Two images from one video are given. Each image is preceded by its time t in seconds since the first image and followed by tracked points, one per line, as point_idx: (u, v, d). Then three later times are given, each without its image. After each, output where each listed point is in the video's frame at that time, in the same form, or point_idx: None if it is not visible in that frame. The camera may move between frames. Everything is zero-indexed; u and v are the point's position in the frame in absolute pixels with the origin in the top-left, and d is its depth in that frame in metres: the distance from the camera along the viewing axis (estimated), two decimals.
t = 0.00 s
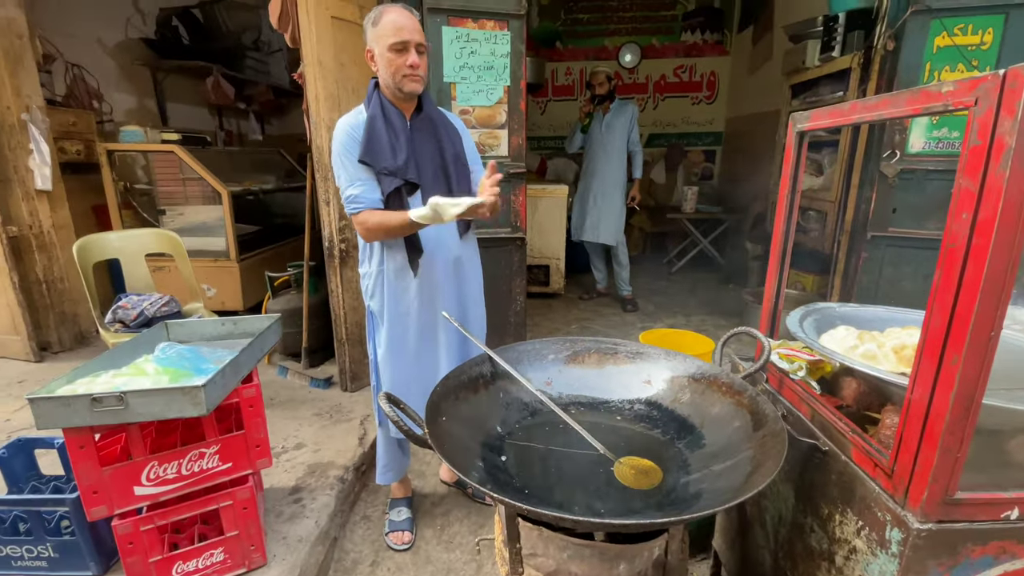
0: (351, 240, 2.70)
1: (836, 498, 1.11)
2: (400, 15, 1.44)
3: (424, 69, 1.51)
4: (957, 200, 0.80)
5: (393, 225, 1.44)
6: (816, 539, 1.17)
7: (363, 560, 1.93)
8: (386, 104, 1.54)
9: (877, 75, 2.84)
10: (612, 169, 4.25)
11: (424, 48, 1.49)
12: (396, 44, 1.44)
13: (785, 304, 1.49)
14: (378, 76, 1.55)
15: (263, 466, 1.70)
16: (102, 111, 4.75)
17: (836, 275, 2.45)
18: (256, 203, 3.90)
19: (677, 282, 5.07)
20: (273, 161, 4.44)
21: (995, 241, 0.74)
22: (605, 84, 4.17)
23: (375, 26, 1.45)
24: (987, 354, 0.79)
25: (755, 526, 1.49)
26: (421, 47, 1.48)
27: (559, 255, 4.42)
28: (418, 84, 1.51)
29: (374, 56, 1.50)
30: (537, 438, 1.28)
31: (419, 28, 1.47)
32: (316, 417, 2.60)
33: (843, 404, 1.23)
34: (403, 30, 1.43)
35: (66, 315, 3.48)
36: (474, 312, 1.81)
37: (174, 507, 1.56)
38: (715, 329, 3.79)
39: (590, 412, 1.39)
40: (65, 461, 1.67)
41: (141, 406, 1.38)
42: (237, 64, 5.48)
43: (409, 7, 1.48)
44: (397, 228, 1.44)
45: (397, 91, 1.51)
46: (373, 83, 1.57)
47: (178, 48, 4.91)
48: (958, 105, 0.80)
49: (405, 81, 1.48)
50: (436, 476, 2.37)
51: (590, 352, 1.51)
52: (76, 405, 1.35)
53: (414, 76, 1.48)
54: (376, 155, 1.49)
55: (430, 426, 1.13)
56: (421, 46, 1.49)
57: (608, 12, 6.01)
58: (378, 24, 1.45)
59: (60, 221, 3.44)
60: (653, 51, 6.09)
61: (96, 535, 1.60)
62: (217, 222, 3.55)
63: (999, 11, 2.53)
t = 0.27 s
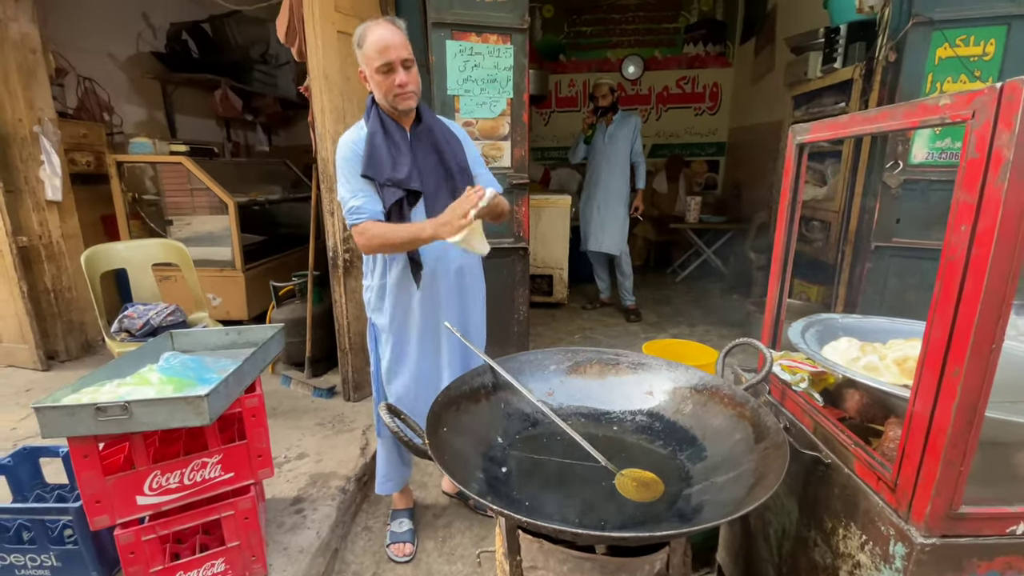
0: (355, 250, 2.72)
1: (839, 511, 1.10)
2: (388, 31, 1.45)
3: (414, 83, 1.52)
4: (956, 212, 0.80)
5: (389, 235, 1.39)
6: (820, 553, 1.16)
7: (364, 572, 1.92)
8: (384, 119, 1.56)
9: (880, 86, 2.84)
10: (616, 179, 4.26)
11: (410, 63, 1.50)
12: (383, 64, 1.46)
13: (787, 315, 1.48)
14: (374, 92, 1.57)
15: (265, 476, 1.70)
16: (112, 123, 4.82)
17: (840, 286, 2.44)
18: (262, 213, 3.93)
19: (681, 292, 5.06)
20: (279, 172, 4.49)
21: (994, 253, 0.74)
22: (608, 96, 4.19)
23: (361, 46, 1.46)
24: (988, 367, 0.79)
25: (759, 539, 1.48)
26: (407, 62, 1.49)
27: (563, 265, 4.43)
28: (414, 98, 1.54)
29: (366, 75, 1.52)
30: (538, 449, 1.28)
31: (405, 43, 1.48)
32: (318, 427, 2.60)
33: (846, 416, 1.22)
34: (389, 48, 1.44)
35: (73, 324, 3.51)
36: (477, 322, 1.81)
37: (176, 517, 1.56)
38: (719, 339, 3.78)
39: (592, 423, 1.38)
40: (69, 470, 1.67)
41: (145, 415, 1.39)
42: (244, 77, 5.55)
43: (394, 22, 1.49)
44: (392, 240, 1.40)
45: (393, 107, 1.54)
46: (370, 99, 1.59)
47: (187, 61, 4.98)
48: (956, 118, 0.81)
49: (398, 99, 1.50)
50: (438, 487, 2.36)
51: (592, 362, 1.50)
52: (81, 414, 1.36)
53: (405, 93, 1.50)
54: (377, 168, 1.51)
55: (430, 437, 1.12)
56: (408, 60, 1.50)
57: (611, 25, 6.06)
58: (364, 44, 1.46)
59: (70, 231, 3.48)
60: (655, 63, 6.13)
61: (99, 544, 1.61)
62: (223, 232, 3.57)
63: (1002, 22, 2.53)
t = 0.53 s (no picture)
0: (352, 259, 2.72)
1: (832, 519, 1.10)
2: (366, 48, 1.43)
3: (395, 96, 1.53)
4: (940, 222, 0.81)
5: (388, 260, 1.45)
6: (813, 562, 1.16)
7: None
8: (373, 131, 1.57)
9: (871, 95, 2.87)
10: (612, 188, 4.28)
11: (389, 75, 1.50)
12: (360, 84, 1.46)
13: (779, 323, 1.49)
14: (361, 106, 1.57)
15: (259, 486, 1.70)
16: (111, 132, 4.84)
17: (835, 293, 2.45)
18: (259, 222, 3.94)
19: (677, 299, 5.07)
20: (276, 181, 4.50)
21: (978, 263, 0.74)
22: (604, 105, 4.23)
23: (339, 65, 1.46)
24: (974, 375, 0.79)
25: (754, 548, 1.48)
26: (384, 76, 1.49)
27: (559, 273, 4.44)
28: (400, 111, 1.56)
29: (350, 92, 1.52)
30: (532, 458, 1.28)
31: (383, 57, 1.47)
32: (314, 436, 2.60)
33: (839, 424, 1.23)
34: (365, 67, 1.43)
35: (69, 333, 3.50)
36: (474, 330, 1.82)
37: (170, 528, 1.55)
38: (715, 346, 3.79)
39: (586, 433, 1.39)
40: (63, 480, 1.67)
41: (139, 425, 1.38)
42: (242, 87, 5.58)
43: (371, 36, 1.48)
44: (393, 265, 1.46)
45: (379, 120, 1.54)
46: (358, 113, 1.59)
47: (186, 71, 5.01)
48: (939, 130, 0.82)
49: (384, 115, 1.52)
50: (434, 497, 2.35)
51: (587, 371, 1.51)
52: (75, 424, 1.36)
53: (388, 108, 1.51)
54: (368, 184, 1.52)
55: (424, 446, 1.13)
56: (385, 73, 1.49)
57: (607, 35, 6.12)
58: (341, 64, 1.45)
59: (67, 240, 3.48)
60: (651, 72, 6.18)
61: (93, 556, 1.60)
62: (220, 241, 3.58)
63: (991, 32, 2.57)
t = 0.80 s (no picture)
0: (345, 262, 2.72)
1: (820, 517, 1.12)
2: (353, 52, 1.44)
3: (387, 98, 1.54)
4: (922, 222, 0.82)
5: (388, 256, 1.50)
6: (802, 560, 1.17)
7: None
8: (364, 135, 1.57)
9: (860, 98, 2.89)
10: (605, 190, 4.29)
11: (378, 78, 1.51)
12: (351, 87, 1.47)
13: (769, 324, 1.51)
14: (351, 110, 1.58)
15: (252, 489, 1.69)
16: (103, 136, 4.83)
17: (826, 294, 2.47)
18: (253, 225, 3.93)
19: (671, 301, 5.09)
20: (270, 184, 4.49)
21: (958, 262, 0.76)
22: (596, 108, 4.25)
23: (327, 68, 1.46)
24: (956, 372, 0.80)
25: (745, 547, 1.49)
26: (375, 78, 1.50)
27: (554, 275, 4.45)
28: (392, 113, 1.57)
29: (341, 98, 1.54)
30: (524, 459, 1.29)
31: (372, 61, 1.48)
32: (308, 439, 2.59)
33: (827, 423, 1.25)
34: (354, 71, 1.44)
35: (61, 338, 3.48)
36: (469, 332, 1.82)
37: (162, 532, 1.55)
38: (709, 348, 3.80)
39: (579, 432, 1.39)
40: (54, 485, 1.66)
41: (130, 428, 1.38)
42: (235, 90, 5.58)
43: (359, 40, 1.49)
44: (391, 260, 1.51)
45: (370, 123, 1.55)
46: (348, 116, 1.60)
47: (179, 75, 5.00)
48: (920, 132, 0.83)
49: (377, 118, 1.54)
50: (428, 499, 2.35)
51: (579, 371, 1.51)
52: (66, 428, 1.36)
53: (379, 110, 1.53)
54: (360, 187, 1.52)
55: (415, 448, 1.13)
56: (375, 76, 1.50)
57: (600, 38, 6.15)
58: (330, 69, 1.46)
59: (59, 244, 3.46)
60: (644, 76, 6.22)
61: (84, 561, 1.59)
62: (213, 245, 3.57)
63: (978, 35, 2.60)
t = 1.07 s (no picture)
0: (338, 263, 2.72)
1: (809, 513, 1.13)
2: (352, 54, 1.45)
3: (385, 101, 1.55)
4: (905, 222, 0.84)
5: (382, 256, 1.46)
6: (792, 555, 1.19)
7: None
8: (359, 136, 1.58)
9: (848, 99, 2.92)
10: (598, 191, 4.31)
11: (376, 81, 1.52)
12: (350, 89, 1.48)
13: (758, 323, 1.52)
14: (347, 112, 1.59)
15: (244, 492, 1.69)
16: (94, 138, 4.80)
17: (816, 293, 2.50)
18: (245, 227, 3.92)
19: (664, 302, 5.11)
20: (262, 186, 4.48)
21: (939, 260, 0.77)
22: (589, 110, 4.27)
23: (325, 69, 1.46)
24: (938, 369, 0.82)
25: (736, 544, 1.50)
26: (373, 81, 1.51)
27: (547, 275, 4.46)
28: (389, 115, 1.58)
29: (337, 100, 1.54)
30: (517, 458, 1.29)
31: (369, 63, 1.49)
32: (301, 441, 2.59)
33: (816, 420, 1.26)
34: (353, 73, 1.45)
35: (51, 341, 3.45)
36: (463, 332, 1.82)
37: (154, 535, 1.54)
38: (702, 347, 3.83)
39: (572, 431, 1.40)
40: (45, 489, 1.65)
41: (122, 431, 1.37)
42: (227, 92, 5.56)
43: (356, 43, 1.50)
44: (385, 259, 1.46)
45: (366, 125, 1.56)
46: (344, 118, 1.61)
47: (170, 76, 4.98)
48: (902, 133, 0.85)
49: (374, 120, 1.55)
50: (422, 501, 2.35)
51: (572, 371, 1.52)
52: (57, 431, 1.35)
53: (378, 112, 1.54)
54: (356, 187, 1.52)
55: (408, 448, 1.13)
56: (373, 78, 1.51)
57: (592, 40, 6.18)
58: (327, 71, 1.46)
59: (49, 247, 3.43)
60: (636, 77, 6.25)
61: (75, 565, 1.58)
62: (205, 247, 3.56)
63: (964, 37, 2.64)
